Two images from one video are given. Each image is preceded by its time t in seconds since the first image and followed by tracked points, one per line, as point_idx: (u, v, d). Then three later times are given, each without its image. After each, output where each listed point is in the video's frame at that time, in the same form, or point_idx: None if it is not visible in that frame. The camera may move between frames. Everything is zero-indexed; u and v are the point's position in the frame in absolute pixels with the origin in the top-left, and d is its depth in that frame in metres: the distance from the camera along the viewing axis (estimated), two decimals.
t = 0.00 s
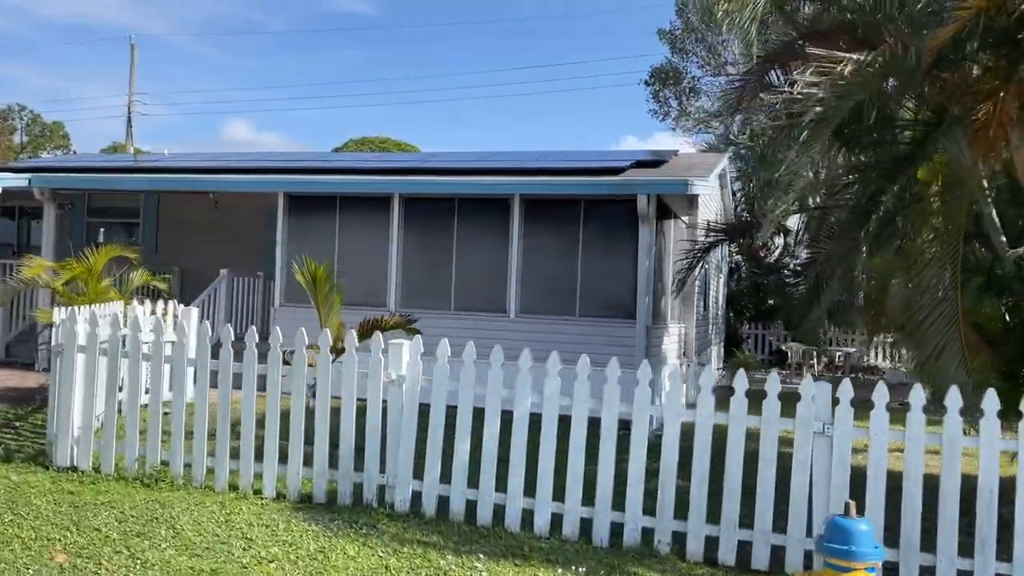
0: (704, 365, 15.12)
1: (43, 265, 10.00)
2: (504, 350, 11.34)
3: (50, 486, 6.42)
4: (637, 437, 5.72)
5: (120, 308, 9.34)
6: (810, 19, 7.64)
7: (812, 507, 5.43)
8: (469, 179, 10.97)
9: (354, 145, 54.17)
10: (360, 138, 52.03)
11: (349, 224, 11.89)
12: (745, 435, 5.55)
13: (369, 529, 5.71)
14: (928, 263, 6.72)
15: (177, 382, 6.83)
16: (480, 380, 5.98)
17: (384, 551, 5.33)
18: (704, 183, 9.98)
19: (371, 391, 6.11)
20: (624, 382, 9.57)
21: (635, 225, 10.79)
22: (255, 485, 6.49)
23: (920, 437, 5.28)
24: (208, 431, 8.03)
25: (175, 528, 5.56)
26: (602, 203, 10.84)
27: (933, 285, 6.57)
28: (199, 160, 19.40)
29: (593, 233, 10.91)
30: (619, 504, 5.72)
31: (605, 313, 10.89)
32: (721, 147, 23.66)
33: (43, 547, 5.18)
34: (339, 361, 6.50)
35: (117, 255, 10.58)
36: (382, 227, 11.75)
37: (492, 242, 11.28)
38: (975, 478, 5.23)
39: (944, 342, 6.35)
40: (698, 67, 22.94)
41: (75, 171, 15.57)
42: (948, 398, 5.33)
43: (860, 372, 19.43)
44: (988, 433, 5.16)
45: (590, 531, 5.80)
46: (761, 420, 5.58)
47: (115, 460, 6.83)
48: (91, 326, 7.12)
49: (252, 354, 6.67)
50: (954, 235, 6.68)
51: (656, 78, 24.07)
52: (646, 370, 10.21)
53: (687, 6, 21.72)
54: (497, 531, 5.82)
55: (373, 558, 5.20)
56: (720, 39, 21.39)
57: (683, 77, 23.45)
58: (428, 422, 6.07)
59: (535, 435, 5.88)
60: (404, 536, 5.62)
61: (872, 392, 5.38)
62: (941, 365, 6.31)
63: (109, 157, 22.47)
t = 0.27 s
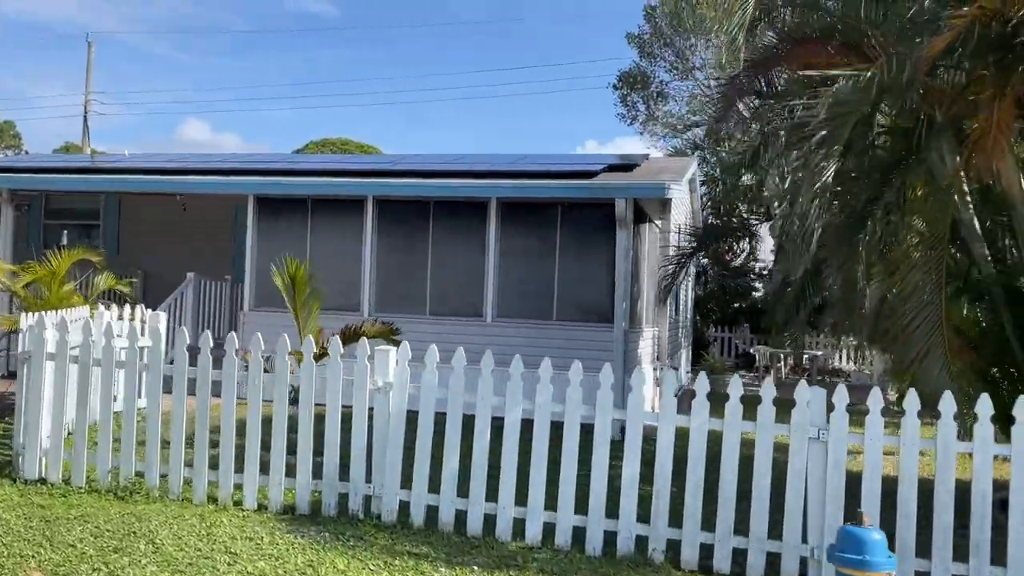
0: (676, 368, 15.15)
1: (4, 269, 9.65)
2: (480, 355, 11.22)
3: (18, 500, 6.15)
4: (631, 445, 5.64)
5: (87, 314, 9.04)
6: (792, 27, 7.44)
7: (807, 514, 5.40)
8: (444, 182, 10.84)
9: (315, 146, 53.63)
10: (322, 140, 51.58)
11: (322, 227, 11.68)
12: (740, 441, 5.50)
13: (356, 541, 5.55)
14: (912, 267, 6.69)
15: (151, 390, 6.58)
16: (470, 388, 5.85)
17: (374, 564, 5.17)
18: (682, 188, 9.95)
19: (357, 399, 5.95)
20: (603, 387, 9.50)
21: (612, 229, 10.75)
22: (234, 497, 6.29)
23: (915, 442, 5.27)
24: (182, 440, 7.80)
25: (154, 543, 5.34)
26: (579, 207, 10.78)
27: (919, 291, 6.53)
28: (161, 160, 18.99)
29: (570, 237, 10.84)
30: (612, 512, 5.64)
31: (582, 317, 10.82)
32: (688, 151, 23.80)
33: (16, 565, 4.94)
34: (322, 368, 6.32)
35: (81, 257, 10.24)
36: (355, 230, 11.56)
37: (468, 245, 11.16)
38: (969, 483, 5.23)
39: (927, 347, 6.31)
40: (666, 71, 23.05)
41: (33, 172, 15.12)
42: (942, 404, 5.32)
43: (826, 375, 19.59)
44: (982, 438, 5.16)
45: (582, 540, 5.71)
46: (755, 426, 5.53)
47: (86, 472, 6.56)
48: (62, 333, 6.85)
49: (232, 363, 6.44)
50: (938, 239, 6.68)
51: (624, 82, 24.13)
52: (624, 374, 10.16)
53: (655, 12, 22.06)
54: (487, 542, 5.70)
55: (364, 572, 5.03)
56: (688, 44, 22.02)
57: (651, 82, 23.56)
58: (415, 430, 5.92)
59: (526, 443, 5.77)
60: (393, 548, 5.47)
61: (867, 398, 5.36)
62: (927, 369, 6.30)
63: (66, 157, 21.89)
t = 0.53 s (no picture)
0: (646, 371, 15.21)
1: None
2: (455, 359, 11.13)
3: None
4: (623, 451, 5.61)
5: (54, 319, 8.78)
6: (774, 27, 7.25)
7: (799, 519, 5.41)
8: (420, 185, 10.74)
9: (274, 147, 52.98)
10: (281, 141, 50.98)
11: (294, 230, 11.49)
12: (733, 446, 5.49)
13: (345, 553, 5.42)
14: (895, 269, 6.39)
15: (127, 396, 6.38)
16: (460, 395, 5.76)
17: None
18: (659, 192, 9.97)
19: (343, 407, 5.82)
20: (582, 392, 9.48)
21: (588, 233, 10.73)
22: (215, 508, 6.12)
23: (907, 446, 5.29)
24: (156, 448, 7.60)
25: (136, 559, 5.16)
26: (555, 211, 10.75)
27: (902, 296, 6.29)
28: (121, 160, 18.56)
29: (546, 241, 10.81)
30: (605, 519, 5.59)
31: (559, 321, 10.80)
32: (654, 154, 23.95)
33: None
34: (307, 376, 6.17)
35: (45, 259, 9.96)
36: (328, 232, 11.40)
37: (443, 249, 11.07)
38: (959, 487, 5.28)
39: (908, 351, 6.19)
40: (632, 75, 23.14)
41: None
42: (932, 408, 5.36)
43: (792, 376, 19.81)
44: (972, 443, 5.21)
45: (575, 548, 5.65)
46: (748, 432, 5.52)
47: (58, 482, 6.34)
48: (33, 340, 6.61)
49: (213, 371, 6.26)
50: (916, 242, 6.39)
51: (590, 85, 24.19)
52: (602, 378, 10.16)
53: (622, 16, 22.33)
54: (478, 551, 5.61)
55: None
56: (653, 48, 22.22)
57: (617, 85, 23.66)
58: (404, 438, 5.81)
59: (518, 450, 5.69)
60: (383, 560, 5.36)
61: (859, 403, 5.38)
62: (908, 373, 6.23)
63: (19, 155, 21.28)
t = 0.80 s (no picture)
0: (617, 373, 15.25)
1: None
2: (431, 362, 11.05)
3: None
4: (617, 454, 5.60)
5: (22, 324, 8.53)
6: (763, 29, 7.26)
7: (792, 520, 5.44)
8: (396, 187, 10.65)
9: (233, 147, 52.26)
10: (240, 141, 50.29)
11: (266, 231, 11.31)
12: (727, 449, 5.51)
13: (337, 561, 5.33)
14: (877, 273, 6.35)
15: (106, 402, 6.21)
16: (452, 399, 5.71)
17: None
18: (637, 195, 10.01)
19: (333, 412, 5.73)
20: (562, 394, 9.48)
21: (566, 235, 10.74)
22: (200, 516, 5.99)
23: (898, 446, 5.35)
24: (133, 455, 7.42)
25: (122, 570, 5.01)
26: (532, 213, 10.75)
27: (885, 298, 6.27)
28: (81, 159, 18.14)
29: (523, 243, 10.80)
30: (599, 523, 5.57)
31: (536, 323, 10.80)
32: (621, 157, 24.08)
33: None
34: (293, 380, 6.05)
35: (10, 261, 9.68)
36: (301, 234, 11.24)
37: (419, 251, 11.00)
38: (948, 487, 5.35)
39: (892, 352, 6.18)
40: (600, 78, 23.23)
41: None
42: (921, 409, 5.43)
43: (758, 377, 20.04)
44: (960, 444, 5.28)
45: (569, 552, 5.63)
46: (742, 434, 5.54)
47: (34, 491, 6.15)
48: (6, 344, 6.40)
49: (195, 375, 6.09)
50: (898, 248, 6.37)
51: (558, 88, 24.26)
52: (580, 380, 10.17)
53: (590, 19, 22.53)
54: (471, 557, 5.56)
55: None
56: (620, 51, 22.34)
57: (585, 88, 23.76)
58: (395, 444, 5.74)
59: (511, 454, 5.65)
60: (377, 567, 5.28)
61: (850, 404, 5.42)
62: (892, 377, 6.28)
63: None
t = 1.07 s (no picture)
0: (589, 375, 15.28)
1: None
2: (407, 365, 10.96)
3: None
4: (610, 457, 5.58)
5: None
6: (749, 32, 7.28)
7: (784, 521, 5.46)
8: (372, 189, 10.55)
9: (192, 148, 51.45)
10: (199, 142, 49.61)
11: (238, 233, 11.12)
12: (718, 451, 5.52)
13: (329, 568, 5.25)
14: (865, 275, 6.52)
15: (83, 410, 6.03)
16: (443, 403, 5.65)
17: None
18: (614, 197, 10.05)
19: (321, 417, 5.63)
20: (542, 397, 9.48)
21: (543, 237, 10.74)
22: (184, 524, 5.85)
23: (887, 447, 5.40)
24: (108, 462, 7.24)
25: None
26: (509, 215, 10.75)
27: (870, 300, 6.41)
28: (39, 158, 17.69)
29: (500, 244, 10.81)
30: (592, 526, 5.55)
31: (514, 325, 10.80)
32: (589, 159, 24.15)
33: None
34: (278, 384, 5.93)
35: None
36: (274, 236, 11.07)
37: (395, 252, 10.93)
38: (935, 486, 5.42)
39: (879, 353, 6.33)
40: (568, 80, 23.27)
41: None
42: (908, 409, 5.49)
43: (726, 378, 20.23)
44: (947, 443, 5.35)
45: (562, 556, 5.60)
46: (733, 436, 5.56)
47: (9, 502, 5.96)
48: None
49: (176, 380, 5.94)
50: (883, 252, 6.56)
51: (526, 90, 24.27)
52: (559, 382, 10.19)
53: (559, 21, 22.63)
54: (464, 562, 5.51)
55: None
56: (589, 53, 22.42)
57: (553, 90, 23.79)
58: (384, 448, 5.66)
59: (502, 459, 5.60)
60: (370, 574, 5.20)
61: (840, 405, 5.45)
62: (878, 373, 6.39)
63: None
